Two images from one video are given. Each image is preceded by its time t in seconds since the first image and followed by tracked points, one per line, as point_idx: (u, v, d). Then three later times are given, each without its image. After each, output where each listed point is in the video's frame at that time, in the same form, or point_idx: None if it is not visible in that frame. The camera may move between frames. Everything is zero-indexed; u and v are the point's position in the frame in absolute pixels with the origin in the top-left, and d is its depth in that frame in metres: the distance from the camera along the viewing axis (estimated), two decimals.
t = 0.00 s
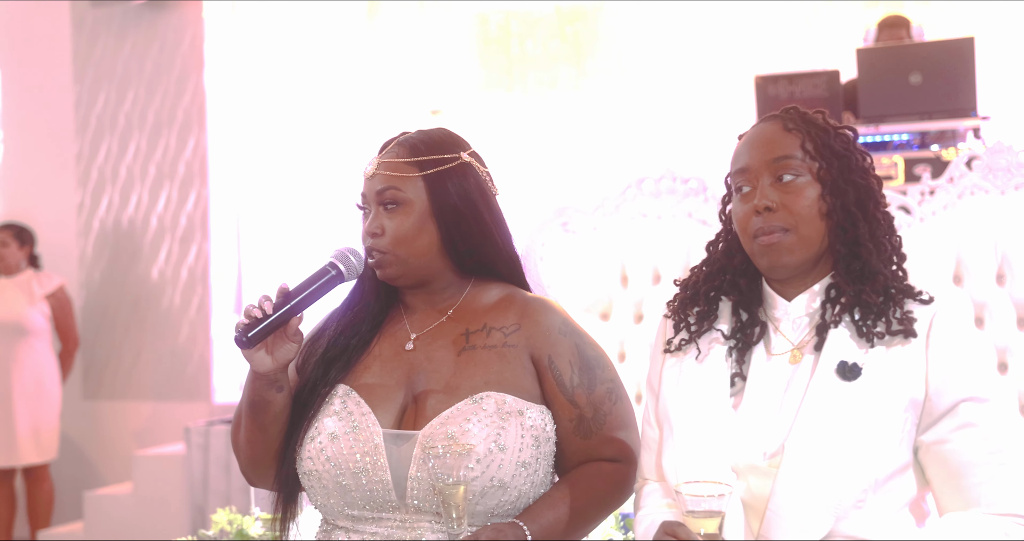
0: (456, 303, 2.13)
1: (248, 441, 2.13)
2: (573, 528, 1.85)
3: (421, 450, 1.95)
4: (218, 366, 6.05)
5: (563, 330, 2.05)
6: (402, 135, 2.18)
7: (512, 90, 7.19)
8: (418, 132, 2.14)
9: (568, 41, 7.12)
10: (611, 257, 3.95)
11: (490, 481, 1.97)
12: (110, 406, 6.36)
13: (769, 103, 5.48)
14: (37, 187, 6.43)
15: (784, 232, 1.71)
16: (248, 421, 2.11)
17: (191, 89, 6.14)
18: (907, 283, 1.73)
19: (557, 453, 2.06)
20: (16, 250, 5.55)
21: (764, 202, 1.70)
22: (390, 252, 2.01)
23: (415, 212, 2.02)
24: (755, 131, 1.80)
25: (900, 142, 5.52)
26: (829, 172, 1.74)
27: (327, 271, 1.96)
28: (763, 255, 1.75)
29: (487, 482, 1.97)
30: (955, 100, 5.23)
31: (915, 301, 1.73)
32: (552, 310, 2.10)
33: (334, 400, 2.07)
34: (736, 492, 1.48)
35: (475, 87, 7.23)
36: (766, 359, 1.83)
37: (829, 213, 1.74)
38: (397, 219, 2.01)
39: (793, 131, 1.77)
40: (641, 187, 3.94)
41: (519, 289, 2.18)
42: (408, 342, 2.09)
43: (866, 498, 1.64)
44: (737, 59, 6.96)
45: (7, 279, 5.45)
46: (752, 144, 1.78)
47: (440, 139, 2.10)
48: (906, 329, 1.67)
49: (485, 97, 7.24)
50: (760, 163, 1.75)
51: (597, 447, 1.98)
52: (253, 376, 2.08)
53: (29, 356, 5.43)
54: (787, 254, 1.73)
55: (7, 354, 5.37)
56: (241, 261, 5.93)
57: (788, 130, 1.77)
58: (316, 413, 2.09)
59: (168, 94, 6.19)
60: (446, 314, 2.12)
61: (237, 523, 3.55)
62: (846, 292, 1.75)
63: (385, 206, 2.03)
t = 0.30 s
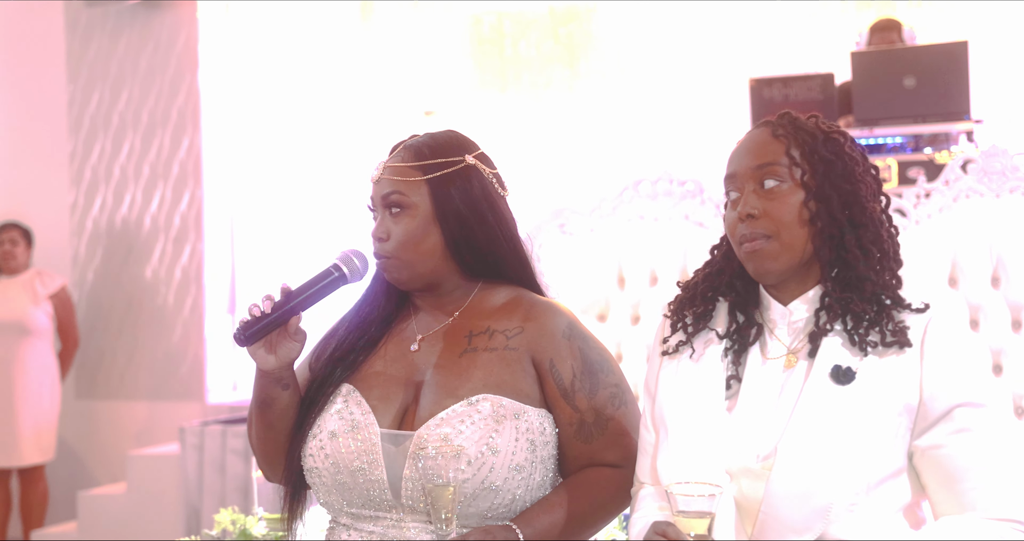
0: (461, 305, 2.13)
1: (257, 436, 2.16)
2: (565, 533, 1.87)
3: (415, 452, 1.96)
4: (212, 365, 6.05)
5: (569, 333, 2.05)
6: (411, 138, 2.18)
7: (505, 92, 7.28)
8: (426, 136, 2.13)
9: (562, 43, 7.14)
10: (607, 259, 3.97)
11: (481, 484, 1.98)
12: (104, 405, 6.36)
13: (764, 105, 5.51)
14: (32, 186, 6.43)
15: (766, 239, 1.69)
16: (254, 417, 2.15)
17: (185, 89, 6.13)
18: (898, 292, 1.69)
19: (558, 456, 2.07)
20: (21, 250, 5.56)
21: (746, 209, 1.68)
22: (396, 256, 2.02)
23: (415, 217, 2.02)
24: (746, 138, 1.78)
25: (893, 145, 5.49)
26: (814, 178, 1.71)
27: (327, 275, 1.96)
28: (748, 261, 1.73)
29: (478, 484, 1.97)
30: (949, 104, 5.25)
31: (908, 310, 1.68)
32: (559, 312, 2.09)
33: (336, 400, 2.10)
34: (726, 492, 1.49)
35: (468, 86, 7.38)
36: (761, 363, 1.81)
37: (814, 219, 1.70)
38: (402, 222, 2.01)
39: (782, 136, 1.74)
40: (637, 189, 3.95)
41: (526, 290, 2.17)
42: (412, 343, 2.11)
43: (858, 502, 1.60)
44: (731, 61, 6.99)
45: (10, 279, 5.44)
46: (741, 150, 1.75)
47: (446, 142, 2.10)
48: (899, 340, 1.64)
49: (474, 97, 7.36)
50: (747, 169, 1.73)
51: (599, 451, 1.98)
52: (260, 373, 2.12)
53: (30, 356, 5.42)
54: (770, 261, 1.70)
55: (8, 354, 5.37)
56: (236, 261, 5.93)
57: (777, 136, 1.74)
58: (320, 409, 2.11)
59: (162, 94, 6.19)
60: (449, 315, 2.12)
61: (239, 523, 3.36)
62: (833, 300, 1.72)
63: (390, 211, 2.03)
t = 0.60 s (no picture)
0: (473, 308, 2.14)
1: (274, 430, 2.24)
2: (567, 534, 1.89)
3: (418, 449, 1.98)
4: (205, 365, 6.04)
5: (577, 336, 2.05)
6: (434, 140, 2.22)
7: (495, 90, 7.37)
8: (433, 137, 2.16)
9: (553, 43, 7.32)
10: (604, 259, 3.98)
11: (482, 483, 1.98)
12: (96, 405, 6.34)
13: (758, 106, 5.52)
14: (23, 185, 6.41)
15: (754, 238, 1.68)
16: (272, 410, 2.22)
17: (178, 87, 6.10)
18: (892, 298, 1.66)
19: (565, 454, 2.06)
20: (21, 249, 5.52)
21: (734, 208, 1.68)
22: (402, 257, 2.06)
23: (417, 219, 2.05)
24: (747, 136, 1.77)
25: (886, 146, 5.48)
26: (805, 178, 1.68)
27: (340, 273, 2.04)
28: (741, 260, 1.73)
29: (479, 483, 1.98)
30: (942, 105, 5.28)
31: (907, 313, 1.66)
32: (571, 314, 2.09)
33: (347, 394, 2.14)
34: (724, 490, 1.49)
35: (459, 86, 7.38)
36: (762, 362, 1.78)
37: (803, 220, 1.67)
38: (406, 225, 2.05)
39: (778, 135, 1.72)
40: (634, 189, 3.95)
41: (544, 292, 2.17)
42: (429, 341, 2.14)
43: (856, 500, 1.61)
44: (724, 61, 7.01)
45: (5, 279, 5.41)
46: (741, 148, 1.75)
47: (447, 142, 2.10)
48: (897, 346, 1.62)
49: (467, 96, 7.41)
50: (741, 168, 1.72)
51: (605, 456, 1.99)
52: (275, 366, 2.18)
53: (25, 356, 5.40)
54: (759, 260, 1.69)
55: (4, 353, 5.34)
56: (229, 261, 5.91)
57: (772, 135, 1.73)
58: (331, 404, 2.16)
59: (153, 93, 6.15)
60: (463, 317, 2.14)
61: (242, 523, 3.07)
62: (824, 302, 1.69)
63: (396, 213, 2.08)
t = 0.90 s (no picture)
0: (473, 310, 2.14)
1: (275, 429, 2.25)
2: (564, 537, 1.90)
3: (418, 452, 1.99)
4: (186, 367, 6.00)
5: (576, 339, 2.05)
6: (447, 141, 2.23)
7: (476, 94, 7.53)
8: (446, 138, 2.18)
9: (534, 47, 7.42)
10: (590, 263, 3.99)
11: (481, 485, 2.00)
12: (75, 409, 6.27)
13: (741, 111, 5.60)
14: None
15: (749, 241, 1.70)
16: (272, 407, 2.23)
17: (159, 89, 6.01)
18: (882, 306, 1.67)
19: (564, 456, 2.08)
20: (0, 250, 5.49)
21: (730, 212, 1.70)
22: (404, 252, 2.08)
23: (421, 217, 2.07)
24: (745, 141, 1.79)
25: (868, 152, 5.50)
26: (800, 183, 1.70)
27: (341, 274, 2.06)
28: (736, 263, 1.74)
29: (478, 486, 2.00)
30: (922, 111, 5.34)
31: (903, 318, 1.68)
32: (570, 317, 2.10)
33: (349, 394, 2.15)
34: (717, 490, 1.49)
35: (440, 89, 7.57)
36: (758, 366, 1.80)
37: (797, 224, 1.68)
38: (410, 222, 2.07)
39: (775, 140, 1.74)
40: (619, 193, 3.97)
41: (544, 297, 2.17)
42: (428, 349, 2.14)
43: (850, 501, 1.62)
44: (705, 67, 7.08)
45: None
46: (739, 153, 1.77)
47: (460, 146, 2.12)
48: (890, 352, 1.64)
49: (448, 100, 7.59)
50: (738, 172, 1.74)
51: (605, 459, 2.00)
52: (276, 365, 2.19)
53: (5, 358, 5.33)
54: (753, 264, 1.71)
55: None
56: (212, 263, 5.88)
57: (769, 140, 1.74)
58: (332, 404, 2.17)
59: (135, 93, 6.06)
60: (463, 321, 2.14)
61: (235, 523, 3.16)
62: (818, 305, 1.71)
63: (401, 210, 2.10)
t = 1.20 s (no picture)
0: (471, 308, 2.17)
1: (271, 424, 2.24)
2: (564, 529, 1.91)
3: (418, 446, 2.00)
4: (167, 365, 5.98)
5: (573, 335, 2.08)
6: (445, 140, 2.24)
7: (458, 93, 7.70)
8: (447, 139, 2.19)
9: (516, 46, 7.52)
10: (577, 261, 4.01)
11: (480, 479, 2.02)
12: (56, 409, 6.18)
13: (725, 110, 5.64)
14: None
15: (759, 238, 1.73)
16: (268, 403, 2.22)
17: (140, 86, 5.92)
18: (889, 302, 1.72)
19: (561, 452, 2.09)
20: None
21: (741, 209, 1.73)
22: (400, 247, 2.08)
23: (419, 214, 2.08)
24: (756, 139, 1.82)
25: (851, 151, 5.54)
26: (811, 182, 1.73)
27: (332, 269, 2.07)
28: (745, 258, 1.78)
29: (477, 480, 2.01)
30: (902, 111, 5.40)
31: (908, 316, 1.72)
32: (565, 314, 2.12)
33: (348, 390, 2.17)
34: (726, 485, 1.52)
35: (424, 87, 7.74)
36: (765, 361, 1.83)
37: (807, 222, 1.72)
38: (406, 217, 2.08)
39: (787, 139, 1.77)
40: (606, 192, 3.99)
41: (539, 294, 2.19)
42: (422, 346, 2.17)
43: (857, 495, 1.65)
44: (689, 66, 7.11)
45: None
46: (750, 151, 1.80)
47: (463, 146, 2.13)
48: (896, 349, 1.68)
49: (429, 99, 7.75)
50: (749, 170, 1.77)
51: (601, 453, 2.01)
52: (272, 359, 2.19)
53: None
54: (763, 260, 1.74)
55: None
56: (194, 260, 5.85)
57: (781, 138, 1.78)
58: (331, 401, 2.18)
59: (116, 90, 5.96)
60: (461, 320, 2.16)
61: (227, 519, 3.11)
62: (824, 303, 1.75)
63: (399, 204, 2.10)
